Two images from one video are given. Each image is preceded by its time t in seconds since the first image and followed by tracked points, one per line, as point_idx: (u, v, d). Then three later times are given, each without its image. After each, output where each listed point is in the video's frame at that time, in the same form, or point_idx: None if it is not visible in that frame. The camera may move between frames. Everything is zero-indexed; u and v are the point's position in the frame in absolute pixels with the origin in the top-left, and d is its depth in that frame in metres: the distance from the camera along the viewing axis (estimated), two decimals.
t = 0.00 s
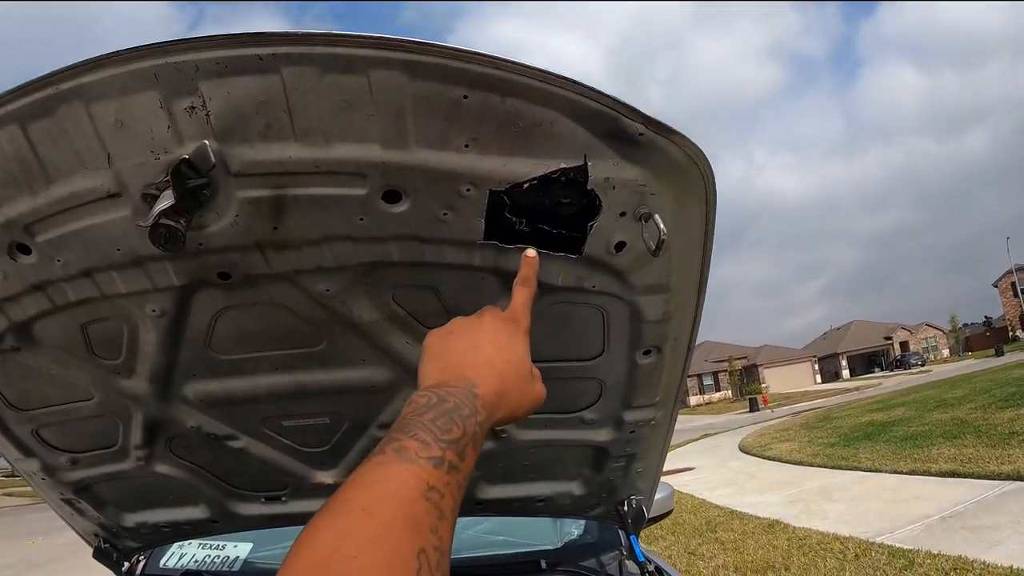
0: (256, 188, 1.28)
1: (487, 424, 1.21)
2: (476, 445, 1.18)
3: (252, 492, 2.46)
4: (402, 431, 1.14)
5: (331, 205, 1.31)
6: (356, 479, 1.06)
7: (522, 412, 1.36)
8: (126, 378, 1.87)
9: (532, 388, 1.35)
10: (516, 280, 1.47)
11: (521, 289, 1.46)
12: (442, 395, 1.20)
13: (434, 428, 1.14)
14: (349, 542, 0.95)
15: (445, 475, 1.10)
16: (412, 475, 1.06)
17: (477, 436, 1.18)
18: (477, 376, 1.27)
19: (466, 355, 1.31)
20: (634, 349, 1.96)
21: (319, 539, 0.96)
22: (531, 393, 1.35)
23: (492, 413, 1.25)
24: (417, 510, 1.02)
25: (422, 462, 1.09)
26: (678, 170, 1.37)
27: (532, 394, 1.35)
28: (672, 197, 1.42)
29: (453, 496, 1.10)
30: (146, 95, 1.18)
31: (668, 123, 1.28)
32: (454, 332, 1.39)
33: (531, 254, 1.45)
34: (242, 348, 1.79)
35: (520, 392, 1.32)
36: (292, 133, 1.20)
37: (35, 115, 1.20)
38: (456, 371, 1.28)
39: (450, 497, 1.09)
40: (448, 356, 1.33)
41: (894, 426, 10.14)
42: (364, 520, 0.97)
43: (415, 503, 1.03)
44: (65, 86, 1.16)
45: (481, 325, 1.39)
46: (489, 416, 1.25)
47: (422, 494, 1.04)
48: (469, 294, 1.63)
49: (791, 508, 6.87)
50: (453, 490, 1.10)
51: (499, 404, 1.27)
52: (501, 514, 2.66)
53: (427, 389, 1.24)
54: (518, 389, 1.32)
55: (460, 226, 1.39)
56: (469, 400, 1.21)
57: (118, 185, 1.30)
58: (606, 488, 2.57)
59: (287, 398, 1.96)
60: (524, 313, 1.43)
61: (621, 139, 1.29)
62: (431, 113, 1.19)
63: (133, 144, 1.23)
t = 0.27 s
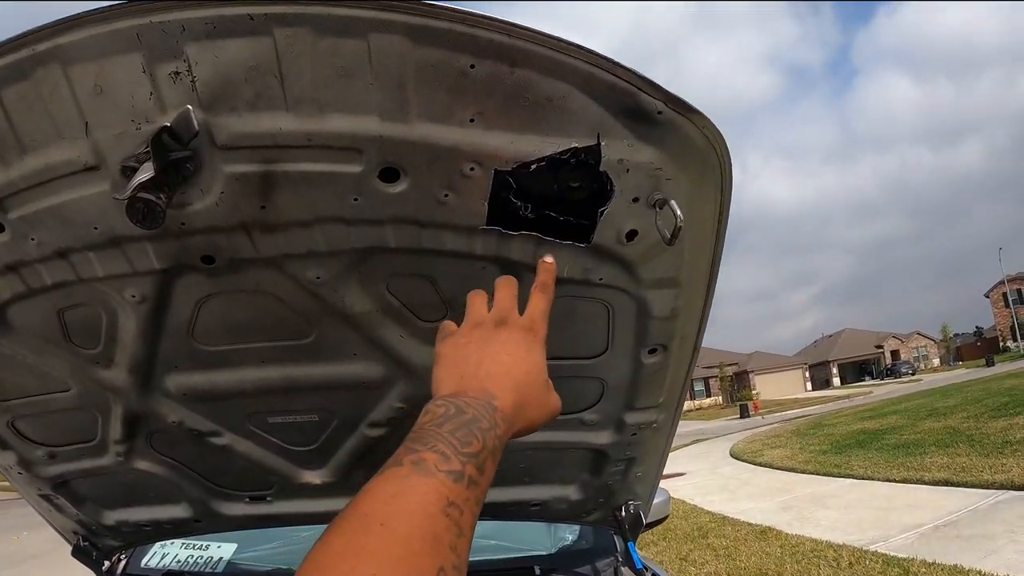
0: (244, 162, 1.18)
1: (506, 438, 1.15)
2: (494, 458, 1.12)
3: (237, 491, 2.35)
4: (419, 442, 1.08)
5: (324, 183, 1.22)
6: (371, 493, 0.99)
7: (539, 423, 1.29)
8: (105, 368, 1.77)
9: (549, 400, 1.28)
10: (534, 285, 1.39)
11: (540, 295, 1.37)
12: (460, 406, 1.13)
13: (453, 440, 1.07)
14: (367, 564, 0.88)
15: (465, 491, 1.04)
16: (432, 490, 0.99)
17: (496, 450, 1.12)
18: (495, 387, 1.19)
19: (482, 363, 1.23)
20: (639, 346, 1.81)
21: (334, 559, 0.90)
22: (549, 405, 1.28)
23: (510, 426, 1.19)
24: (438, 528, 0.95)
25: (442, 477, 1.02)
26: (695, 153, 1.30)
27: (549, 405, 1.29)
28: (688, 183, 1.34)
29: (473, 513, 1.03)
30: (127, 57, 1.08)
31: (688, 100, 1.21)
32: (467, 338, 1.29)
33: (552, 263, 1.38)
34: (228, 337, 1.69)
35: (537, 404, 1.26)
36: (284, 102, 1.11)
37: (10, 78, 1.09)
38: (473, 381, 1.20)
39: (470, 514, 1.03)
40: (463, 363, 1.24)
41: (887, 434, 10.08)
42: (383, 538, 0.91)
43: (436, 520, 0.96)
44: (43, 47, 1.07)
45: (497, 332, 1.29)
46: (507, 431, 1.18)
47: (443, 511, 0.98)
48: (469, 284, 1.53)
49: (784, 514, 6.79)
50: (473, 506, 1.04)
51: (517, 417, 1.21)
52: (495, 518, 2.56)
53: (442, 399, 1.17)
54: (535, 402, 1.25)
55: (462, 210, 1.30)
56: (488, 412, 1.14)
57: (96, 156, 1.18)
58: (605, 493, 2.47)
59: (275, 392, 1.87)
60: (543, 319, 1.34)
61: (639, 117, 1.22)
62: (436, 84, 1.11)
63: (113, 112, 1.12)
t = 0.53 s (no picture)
0: (242, 151, 1.14)
1: (515, 441, 1.12)
2: (504, 460, 1.10)
3: (229, 492, 2.30)
4: (431, 440, 1.05)
5: (326, 174, 1.18)
6: (385, 489, 0.96)
7: (541, 426, 1.27)
8: (95, 364, 1.71)
9: (556, 404, 1.26)
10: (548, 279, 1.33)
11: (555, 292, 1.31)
12: (474, 405, 1.10)
13: (467, 440, 1.05)
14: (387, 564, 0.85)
15: (477, 492, 1.02)
16: (448, 489, 0.97)
17: (506, 452, 1.10)
18: (507, 389, 1.16)
19: (496, 363, 1.18)
20: (644, 348, 1.76)
21: (349, 556, 0.86)
22: (555, 409, 1.26)
23: (517, 429, 1.16)
24: (454, 528, 0.93)
25: (456, 476, 1.00)
26: (710, 148, 1.26)
27: (555, 408, 1.27)
28: (701, 179, 1.30)
29: (483, 516, 1.01)
30: (122, 39, 1.02)
31: (704, 93, 1.17)
32: (480, 330, 1.22)
33: (542, 234, 1.30)
34: (223, 334, 1.64)
35: (545, 408, 1.23)
36: (285, 88, 1.07)
37: None
38: (485, 380, 1.16)
39: (481, 516, 1.01)
40: (476, 360, 1.19)
41: (881, 439, 10.07)
42: (401, 537, 0.87)
43: (452, 520, 0.94)
44: (35, 27, 1.01)
45: (517, 328, 1.22)
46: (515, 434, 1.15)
47: (458, 511, 0.96)
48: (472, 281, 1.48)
49: (778, 518, 6.76)
50: (483, 508, 1.02)
51: (525, 419, 1.18)
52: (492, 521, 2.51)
53: (453, 395, 1.13)
54: (543, 405, 1.22)
55: (468, 205, 1.26)
56: (500, 414, 1.11)
57: (88, 143, 1.13)
58: (604, 497, 2.42)
59: (270, 391, 1.82)
60: (559, 318, 1.28)
61: (654, 110, 1.18)
62: (445, 71, 1.07)
63: (107, 96, 1.07)
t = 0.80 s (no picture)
0: (235, 141, 1.10)
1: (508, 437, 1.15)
2: (498, 455, 1.13)
3: (215, 492, 2.26)
4: (427, 436, 1.07)
5: (320, 166, 1.15)
6: (384, 486, 0.98)
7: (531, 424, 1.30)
8: (79, 361, 1.66)
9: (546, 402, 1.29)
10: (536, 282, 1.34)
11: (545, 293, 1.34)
12: (468, 401, 1.13)
13: (462, 436, 1.07)
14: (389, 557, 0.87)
15: (474, 487, 1.05)
16: (446, 485, 0.99)
17: (500, 448, 1.13)
18: (499, 387, 1.20)
19: (489, 361, 1.21)
20: (640, 350, 1.74)
21: (351, 552, 0.88)
22: (545, 407, 1.30)
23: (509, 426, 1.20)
24: (453, 523, 0.95)
25: (453, 472, 1.02)
26: (714, 146, 1.24)
27: (546, 406, 1.30)
28: (704, 178, 1.28)
29: (481, 510, 1.04)
30: (111, 21, 0.97)
31: (711, 90, 1.15)
32: (473, 329, 1.24)
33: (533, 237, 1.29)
34: (211, 331, 1.60)
35: (536, 407, 1.27)
36: (280, 76, 1.03)
37: None
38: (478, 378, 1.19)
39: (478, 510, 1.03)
40: (469, 358, 1.22)
41: (868, 443, 10.12)
42: (402, 532, 0.90)
43: (451, 515, 0.96)
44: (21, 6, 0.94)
45: (509, 328, 1.25)
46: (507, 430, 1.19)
47: (456, 506, 0.98)
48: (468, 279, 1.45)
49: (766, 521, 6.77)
50: (480, 503, 1.04)
51: (516, 417, 1.22)
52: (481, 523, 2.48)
53: (447, 391, 1.16)
54: (534, 404, 1.26)
55: (467, 200, 1.23)
56: (493, 411, 1.14)
57: (75, 130, 1.09)
58: (595, 500, 2.40)
59: (259, 390, 1.78)
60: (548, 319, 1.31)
61: (659, 106, 1.15)
62: (447, 61, 1.04)
63: (95, 81, 1.03)
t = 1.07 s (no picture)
0: (229, 130, 1.07)
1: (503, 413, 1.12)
2: (492, 431, 1.10)
3: (203, 492, 2.21)
4: (420, 411, 1.03)
5: (316, 157, 1.11)
6: (375, 463, 0.95)
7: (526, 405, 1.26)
8: (66, 357, 1.61)
9: (542, 382, 1.25)
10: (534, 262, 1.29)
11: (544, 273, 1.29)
12: (462, 376, 1.09)
13: (455, 412, 1.03)
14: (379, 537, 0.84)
15: (468, 464, 1.01)
16: (438, 462, 0.96)
17: (494, 425, 1.09)
18: (495, 364, 1.15)
19: (485, 339, 1.17)
20: (638, 350, 1.71)
21: (341, 532, 0.85)
22: (540, 388, 1.25)
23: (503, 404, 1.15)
24: (446, 501, 0.92)
25: (446, 449, 0.99)
26: (719, 143, 1.21)
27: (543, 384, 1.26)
28: (709, 175, 1.25)
29: (474, 488, 1.00)
30: (101, 5, 0.92)
31: (719, 84, 1.12)
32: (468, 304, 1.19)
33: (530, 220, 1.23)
34: (201, 327, 1.56)
35: (531, 387, 1.22)
36: (277, 64, 1.00)
37: None
38: (472, 354, 1.14)
39: (472, 488, 1.00)
40: (464, 335, 1.17)
41: (858, 447, 10.15)
42: (393, 510, 0.87)
43: (444, 493, 0.93)
44: None
45: (506, 306, 1.20)
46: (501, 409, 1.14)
47: (449, 484, 0.95)
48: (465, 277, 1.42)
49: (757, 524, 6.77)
50: (474, 481, 1.01)
51: (512, 394, 1.18)
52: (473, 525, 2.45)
53: (440, 366, 1.12)
54: (529, 384, 1.21)
55: (466, 195, 1.20)
56: (487, 387, 1.10)
57: (64, 117, 1.05)
58: (589, 502, 2.37)
59: (249, 388, 1.74)
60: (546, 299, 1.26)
61: (666, 100, 1.13)
62: (449, 50, 1.01)
63: (86, 66, 0.99)
